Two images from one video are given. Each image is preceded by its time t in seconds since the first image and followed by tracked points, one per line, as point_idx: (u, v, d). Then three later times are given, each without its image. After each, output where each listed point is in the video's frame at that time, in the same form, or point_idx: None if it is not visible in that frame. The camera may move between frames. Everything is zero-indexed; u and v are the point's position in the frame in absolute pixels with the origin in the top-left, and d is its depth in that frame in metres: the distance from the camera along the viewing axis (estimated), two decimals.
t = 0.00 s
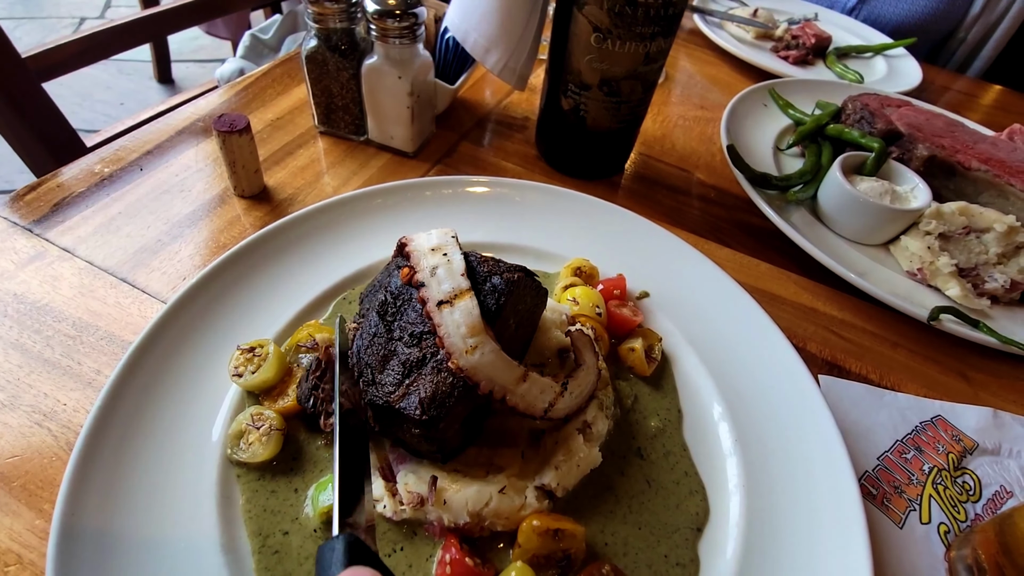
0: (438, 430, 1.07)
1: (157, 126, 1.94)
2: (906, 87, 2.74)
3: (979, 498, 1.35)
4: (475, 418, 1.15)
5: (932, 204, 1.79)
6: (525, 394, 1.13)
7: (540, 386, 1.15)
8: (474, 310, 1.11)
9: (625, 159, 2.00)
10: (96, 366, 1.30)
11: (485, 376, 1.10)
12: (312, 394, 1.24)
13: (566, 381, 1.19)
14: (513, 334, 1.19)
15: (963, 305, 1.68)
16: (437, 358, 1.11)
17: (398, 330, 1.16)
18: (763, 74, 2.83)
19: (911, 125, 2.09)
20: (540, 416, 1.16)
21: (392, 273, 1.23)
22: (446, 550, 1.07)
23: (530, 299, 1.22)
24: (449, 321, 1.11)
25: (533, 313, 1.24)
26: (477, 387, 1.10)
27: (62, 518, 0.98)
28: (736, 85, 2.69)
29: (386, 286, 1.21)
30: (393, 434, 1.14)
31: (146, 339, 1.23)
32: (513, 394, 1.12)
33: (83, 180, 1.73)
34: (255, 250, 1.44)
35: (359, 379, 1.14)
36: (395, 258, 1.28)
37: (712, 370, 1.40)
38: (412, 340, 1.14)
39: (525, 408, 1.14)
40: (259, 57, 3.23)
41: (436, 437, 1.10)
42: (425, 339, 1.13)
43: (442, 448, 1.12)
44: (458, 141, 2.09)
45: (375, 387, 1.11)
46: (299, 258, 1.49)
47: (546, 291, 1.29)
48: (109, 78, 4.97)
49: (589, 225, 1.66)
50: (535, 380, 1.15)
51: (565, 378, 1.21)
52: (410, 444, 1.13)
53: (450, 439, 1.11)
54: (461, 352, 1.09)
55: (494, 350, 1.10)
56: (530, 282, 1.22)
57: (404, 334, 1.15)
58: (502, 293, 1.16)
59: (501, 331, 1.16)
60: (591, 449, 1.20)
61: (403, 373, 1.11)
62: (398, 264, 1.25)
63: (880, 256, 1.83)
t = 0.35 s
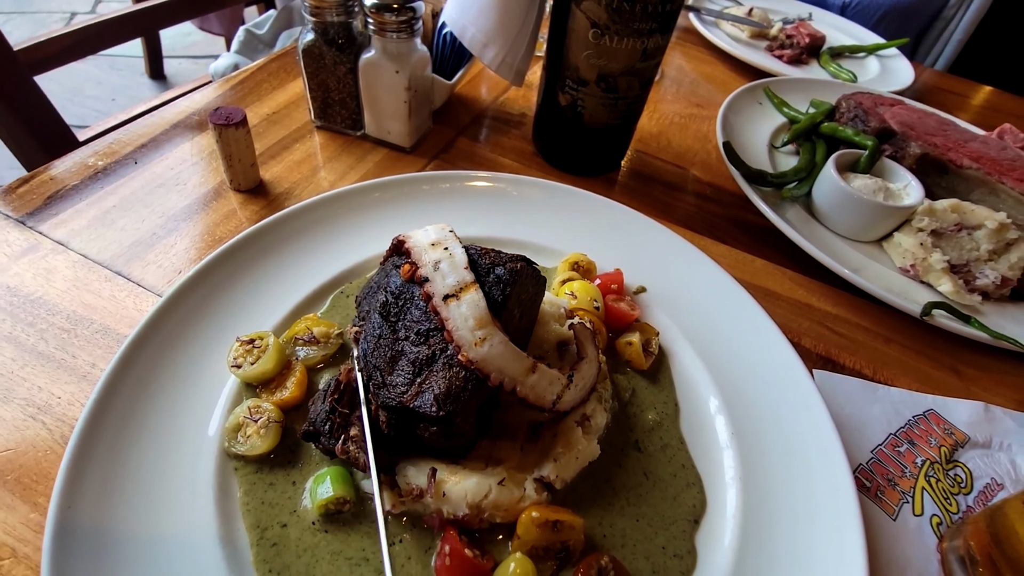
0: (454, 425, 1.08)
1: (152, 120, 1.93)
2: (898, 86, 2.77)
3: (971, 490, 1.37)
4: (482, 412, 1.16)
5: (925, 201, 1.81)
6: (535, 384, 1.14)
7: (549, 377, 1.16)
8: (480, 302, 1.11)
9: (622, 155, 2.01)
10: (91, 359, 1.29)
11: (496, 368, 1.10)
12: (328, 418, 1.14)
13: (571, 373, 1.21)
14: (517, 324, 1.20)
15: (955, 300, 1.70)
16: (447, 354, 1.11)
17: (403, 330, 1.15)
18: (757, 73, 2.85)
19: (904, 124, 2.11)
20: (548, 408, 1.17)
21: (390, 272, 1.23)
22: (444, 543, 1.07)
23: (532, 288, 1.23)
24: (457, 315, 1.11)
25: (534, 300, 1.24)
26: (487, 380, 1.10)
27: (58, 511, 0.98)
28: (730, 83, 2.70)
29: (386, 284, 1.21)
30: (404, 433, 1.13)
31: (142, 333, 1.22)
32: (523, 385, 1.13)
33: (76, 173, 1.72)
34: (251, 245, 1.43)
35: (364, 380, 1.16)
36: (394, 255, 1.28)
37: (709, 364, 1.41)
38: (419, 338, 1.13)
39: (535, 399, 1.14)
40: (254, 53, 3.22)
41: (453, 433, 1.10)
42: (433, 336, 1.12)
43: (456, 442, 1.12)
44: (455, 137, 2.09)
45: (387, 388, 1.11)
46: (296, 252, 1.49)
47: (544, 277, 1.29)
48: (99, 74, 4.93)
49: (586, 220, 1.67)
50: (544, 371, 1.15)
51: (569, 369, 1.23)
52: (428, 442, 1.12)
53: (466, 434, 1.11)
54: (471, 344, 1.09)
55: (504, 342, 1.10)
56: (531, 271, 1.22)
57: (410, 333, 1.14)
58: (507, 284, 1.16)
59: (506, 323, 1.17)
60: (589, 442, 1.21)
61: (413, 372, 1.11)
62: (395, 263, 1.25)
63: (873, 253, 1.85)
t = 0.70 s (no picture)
0: (442, 421, 1.08)
1: (145, 116, 1.92)
2: (892, 85, 2.78)
3: (962, 485, 1.38)
4: (473, 408, 1.16)
5: (917, 198, 1.83)
6: (524, 381, 1.14)
7: (538, 373, 1.15)
8: (469, 299, 1.11)
9: (616, 152, 2.01)
10: (82, 354, 1.28)
11: (484, 364, 1.10)
12: (298, 433, 1.16)
13: (562, 368, 1.20)
14: (508, 320, 1.20)
15: (947, 297, 1.71)
16: (435, 350, 1.11)
17: (393, 326, 1.15)
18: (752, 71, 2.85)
19: (897, 121, 2.12)
20: (539, 404, 1.17)
21: (381, 268, 1.23)
22: (436, 537, 1.07)
23: (523, 284, 1.23)
24: (446, 312, 1.11)
25: (526, 296, 1.24)
26: (476, 376, 1.10)
27: (46, 506, 0.98)
28: (725, 81, 2.71)
29: (376, 281, 1.21)
30: (393, 429, 1.13)
31: (132, 328, 1.22)
32: (512, 381, 1.13)
33: (68, 169, 1.71)
34: (243, 240, 1.43)
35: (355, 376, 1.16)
36: (385, 251, 1.27)
37: (701, 359, 1.41)
38: (407, 335, 1.13)
39: (524, 395, 1.15)
40: (249, 50, 3.21)
41: (442, 430, 1.10)
42: (421, 333, 1.13)
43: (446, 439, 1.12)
44: (449, 134, 2.09)
45: (375, 385, 1.11)
46: (288, 248, 1.49)
47: (536, 274, 1.29)
48: (95, 72, 4.92)
49: (580, 217, 1.67)
50: (533, 367, 1.15)
51: (560, 364, 1.23)
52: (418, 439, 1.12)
53: (454, 430, 1.11)
54: (459, 341, 1.09)
55: (492, 339, 1.10)
56: (522, 267, 1.22)
57: (399, 330, 1.14)
58: (496, 280, 1.16)
59: (496, 319, 1.16)
60: (582, 436, 1.21)
61: (402, 369, 1.11)
62: (386, 259, 1.24)
63: (867, 250, 1.85)
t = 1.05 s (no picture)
0: (445, 415, 1.06)
1: (141, 111, 1.91)
2: (893, 78, 2.76)
3: (966, 479, 1.37)
4: (475, 402, 1.15)
5: (920, 192, 1.82)
6: (528, 374, 1.13)
7: (542, 367, 1.14)
8: (472, 291, 1.10)
9: (617, 146, 2.00)
10: (78, 350, 1.27)
11: (488, 357, 1.09)
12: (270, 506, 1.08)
13: (565, 362, 1.19)
14: (511, 314, 1.19)
15: (950, 291, 1.70)
16: (438, 343, 1.10)
17: (394, 319, 1.13)
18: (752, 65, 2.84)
19: (899, 115, 2.11)
20: (542, 397, 1.16)
21: (383, 261, 1.21)
22: (439, 533, 1.06)
23: (525, 278, 1.22)
24: (449, 304, 1.09)
25: (528, 290, 1.23)
26: (479, 369, 1.09)
27: (43, 503, 0.96)
28: (726, 75, 2.69)
29: (377, 274, 1.19)
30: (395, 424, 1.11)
31: (129, 323, 1.21)
32: (516, 374, 1.12)
33: (63, 163, 1.70)
34: (242, 234, 1.42)
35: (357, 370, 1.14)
36: (385, 244, 1.25)
37: (703, 353, 1.40)
38: (410, 328, 1.12)
39: (527, 389, 1.13)
40: (246, 45, 3.19)
41: (444, 424, 1.09)
42: (424, 326, 1.11)
43: (448, 434, 1.11)
44: (449, 128, 2.07)
45: (376, 377, 1.09)
46: (288, 242, 1.47)
47: (539, 268, 1.28)
48: (91, 68, 4.88)
49: (580, 211, 1.66)
50: (537, 360, 1.14)
51: (563, 358, 1.21)
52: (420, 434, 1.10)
53: (457, 425, 1.10)
54: (463, 334, 1.08)
55: (496, 331, 1.09)
56: (524, 261, 1.21)
57: (401, 323, 1.13)
58: (499, 273, 1.15)
59: (499, 312, 1.15)
60: (585, 432, 1.20)
61: (404, 362, 1.09)
62: (387, 252, 1.23)
63: (869, 244, 1.85)
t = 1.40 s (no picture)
0: (434, 409, 1.08)
1: (137, 111, 1.92)
2: (885, 76, 2.78)
3: (951, 470, 1.39)
4: (464, 397, 1.17)
5: (908, 187, 1.84)
6: (515, 368, 1.15)
7: (529, 361, 1.16)
8: (460, 287, 1.12)
9: (609, 145, 2.02)
10: (74, 348, 1.28)
11: (475, 352, 1.11)
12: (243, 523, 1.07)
13: (553, 356, 1.21)
14: (499, 309, 1.21)
15: (937, 285, 1.72)
16: (427, 339, 1.11)
17: (384, 315, 1.15)
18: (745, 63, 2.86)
19: (888, 112, 2.13)
20: (530, 391, 1.18)
21: (373, 258, 1.23)
22: (429, 523, 1.08)
23: (513, 274, 1.24)
24: (437, 300, 1.11)
25: (516, 286, 1.25)
26: (467, 363, 1.10)
27: (38, 497, 0.98)
28: (718, 74, 2.71)
29: (368, 271, 1.21)
30: (385, 418, 1.13)
31: (124, 321, 1.22)
32: (503, 369, 1.14)
33: (59, 164, 1.71)
34: (236, 233, 1.43)
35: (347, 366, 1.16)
36: (376, 242, 1.27)
37: (691, 347, 1.42)
38: (399, 323, 1.14)
39: (515, 383, 1.15)
40: (241, 46, 3.20)
41: (433, 418, 1.11)
42: (413, 321, 1.13)
43: (437, 427, 1.13)
44: (442, 127, 2.09)
45: (366, 372, 1.11)
46: (281, 241, 1.49)
47: (527, 265, 1.30)
48: (88, 70, 4.90)
49: (572, 208, 1.68)
50: (524, 355, 1.16)
51: (551, 353, 1.23)
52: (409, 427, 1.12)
53: (445, 418, 1.12)
54: (451, 329, 1.10)
55: (483, 327, 1.11)
56: (512, 257, 1.23)
57: (390, 319, 1.14)
58: (487, 269, 1.17)
59: (487, 308, 1.17)
60: (573, 425, 1.22)
61: (393, 357, 1.11)
62: (377, 249, 1.25)
63: (858, 240, 1.87)
